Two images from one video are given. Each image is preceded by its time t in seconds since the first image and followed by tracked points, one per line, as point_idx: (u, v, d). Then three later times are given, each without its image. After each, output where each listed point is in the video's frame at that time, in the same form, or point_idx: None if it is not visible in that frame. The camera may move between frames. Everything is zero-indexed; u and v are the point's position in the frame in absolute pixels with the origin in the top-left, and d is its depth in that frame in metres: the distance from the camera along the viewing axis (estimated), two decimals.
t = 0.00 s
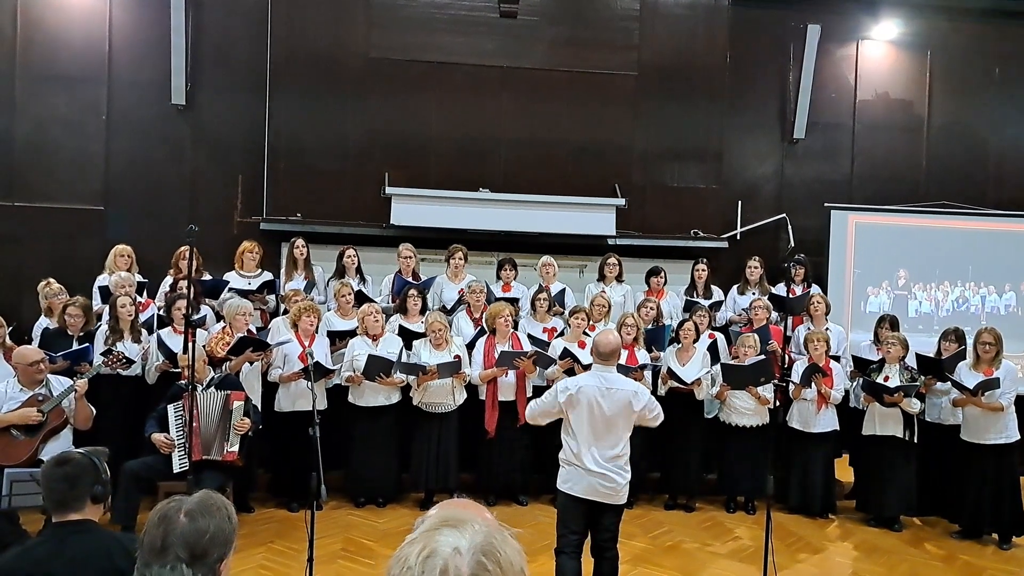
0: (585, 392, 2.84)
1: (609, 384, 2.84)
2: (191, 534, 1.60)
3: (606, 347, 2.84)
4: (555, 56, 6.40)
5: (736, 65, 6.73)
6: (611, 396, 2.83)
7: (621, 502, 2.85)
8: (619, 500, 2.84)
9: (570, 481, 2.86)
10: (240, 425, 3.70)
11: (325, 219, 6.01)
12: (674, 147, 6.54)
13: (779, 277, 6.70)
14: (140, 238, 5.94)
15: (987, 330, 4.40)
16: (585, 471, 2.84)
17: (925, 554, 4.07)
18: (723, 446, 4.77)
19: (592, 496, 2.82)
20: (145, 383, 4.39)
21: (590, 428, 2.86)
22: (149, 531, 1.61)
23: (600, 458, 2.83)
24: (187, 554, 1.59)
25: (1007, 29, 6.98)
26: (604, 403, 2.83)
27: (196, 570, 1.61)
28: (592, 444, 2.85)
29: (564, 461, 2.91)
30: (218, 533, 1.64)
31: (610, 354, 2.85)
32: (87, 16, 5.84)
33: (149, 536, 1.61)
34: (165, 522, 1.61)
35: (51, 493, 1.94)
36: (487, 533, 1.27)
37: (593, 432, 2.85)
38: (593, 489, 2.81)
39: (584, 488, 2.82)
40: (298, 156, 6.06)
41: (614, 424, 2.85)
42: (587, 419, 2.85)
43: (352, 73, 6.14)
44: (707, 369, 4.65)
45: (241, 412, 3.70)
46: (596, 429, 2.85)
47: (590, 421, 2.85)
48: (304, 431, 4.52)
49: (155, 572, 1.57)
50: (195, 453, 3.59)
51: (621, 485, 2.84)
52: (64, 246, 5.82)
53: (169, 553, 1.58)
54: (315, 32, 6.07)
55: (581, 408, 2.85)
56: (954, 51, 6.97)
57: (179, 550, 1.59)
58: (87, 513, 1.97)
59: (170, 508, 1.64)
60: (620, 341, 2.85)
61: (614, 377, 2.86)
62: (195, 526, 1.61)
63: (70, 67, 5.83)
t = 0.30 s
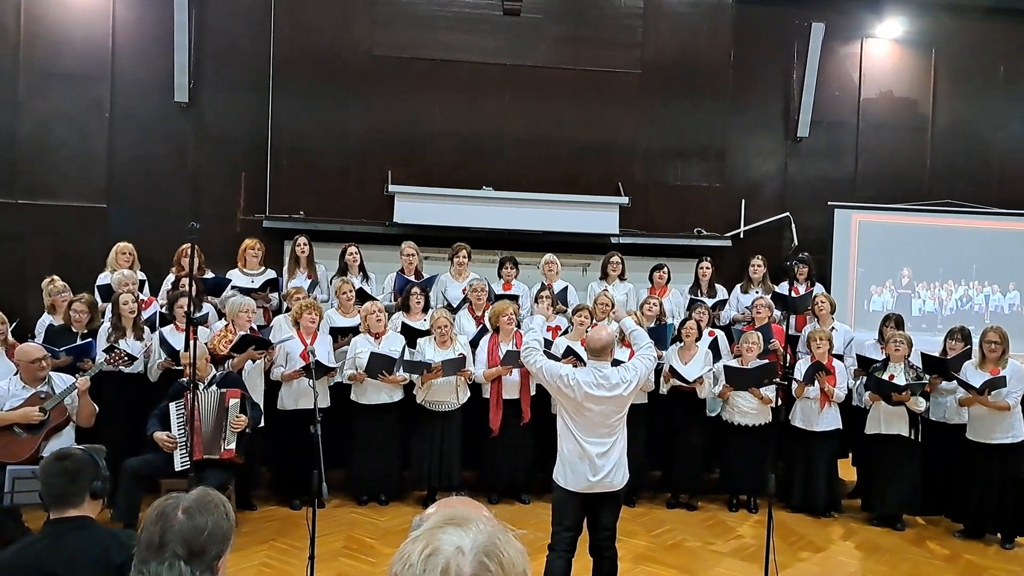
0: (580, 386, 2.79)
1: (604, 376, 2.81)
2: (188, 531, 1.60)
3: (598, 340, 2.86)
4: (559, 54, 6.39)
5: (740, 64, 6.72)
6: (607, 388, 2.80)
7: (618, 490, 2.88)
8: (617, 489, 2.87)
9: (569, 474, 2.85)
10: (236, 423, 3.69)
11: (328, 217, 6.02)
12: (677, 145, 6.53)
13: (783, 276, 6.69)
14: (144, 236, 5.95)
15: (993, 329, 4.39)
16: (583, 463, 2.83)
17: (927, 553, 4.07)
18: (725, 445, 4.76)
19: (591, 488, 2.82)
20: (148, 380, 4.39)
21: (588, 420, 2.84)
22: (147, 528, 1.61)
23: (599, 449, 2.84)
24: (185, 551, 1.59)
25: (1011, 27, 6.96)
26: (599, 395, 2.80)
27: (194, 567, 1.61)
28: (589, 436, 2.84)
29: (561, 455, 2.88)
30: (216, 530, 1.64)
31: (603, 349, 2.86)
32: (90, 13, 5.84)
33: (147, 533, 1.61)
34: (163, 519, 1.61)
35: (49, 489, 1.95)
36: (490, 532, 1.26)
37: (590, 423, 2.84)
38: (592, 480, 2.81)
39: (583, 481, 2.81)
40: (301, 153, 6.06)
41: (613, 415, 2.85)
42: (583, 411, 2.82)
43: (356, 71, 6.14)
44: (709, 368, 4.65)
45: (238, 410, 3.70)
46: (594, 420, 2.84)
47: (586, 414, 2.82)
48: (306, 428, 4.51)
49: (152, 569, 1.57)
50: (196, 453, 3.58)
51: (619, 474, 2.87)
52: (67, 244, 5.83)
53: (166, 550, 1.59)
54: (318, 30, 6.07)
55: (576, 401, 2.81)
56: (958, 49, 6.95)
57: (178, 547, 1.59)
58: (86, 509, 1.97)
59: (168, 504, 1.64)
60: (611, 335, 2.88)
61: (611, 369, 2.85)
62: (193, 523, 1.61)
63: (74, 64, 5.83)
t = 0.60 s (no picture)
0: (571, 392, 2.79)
1: (594, 381, 2.80)
2: (191, 528, 1.60)
3: (583, 344, 2.80)
4: (562, 53, 6.38)
5: (744, 63, 6.71)
6: (597, 394, 2.79)
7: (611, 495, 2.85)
8: (608, 496, 2.83)
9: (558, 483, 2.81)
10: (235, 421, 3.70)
11: (332, 216, 6.02)
12: (681, 143, 6.53)
13: (787, 275, 6.68)
14: (147, 234, 5.95)
15: (1001, 327, 4.39)
16: (571, 472, 2.80)
17: (930, 552, 4.06)
18: (729, 444, 4.76)
19: (580, 497, 2.79)
20: (152, 379, 4.40)
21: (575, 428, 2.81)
22: (149, 525, 1.61)
23: (586, 456, 2.80)
24: (188, 548, 1.59)
25: (1015, 26, 6.95)
26: (589, 401, 2.79)
27: (197, 565, 1.61)
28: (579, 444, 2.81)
29: (548, 464, 2.86)
30: (219, 528, 1.64)
31: (589, 350, 2.81)
32: (94, 12, 5.84)
33: (149, 530, 1.61)
34: (166, 516, 1.61)
35: (64, 479, 1.96)
36: (483, 529, 1.26)
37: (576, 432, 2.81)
38: (581, 489, 2.78)
39: (573, 490, 2.78)
40: (305, 152, 6.06)
41: (599, 421, 2.80)
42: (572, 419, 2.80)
43: (359, 70, 6.14)
44: (712, 367, 4.64)
45: (238, 407, 3.72)
46: (583, 428, 2.81)
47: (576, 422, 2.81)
48: (309, 427, 4.52)
49: (156, 566, 1.57)
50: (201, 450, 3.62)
51: (609, 480, 2.83)
52: (71, 242, 5.83)
53: (169, 548, 1.58)
54: (321, 28, 6.07)
55: (566, 408, 2.80)
56: (962, 47, 6.94)
57: (181, 545, 1.59)
58: (97, 504, 1.98)
59: (170, 502, 1.64)
60: (597, 337, 2.81)
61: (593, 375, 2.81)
62: (195, 521, 1.61)
63: (78, 63, 5.83)
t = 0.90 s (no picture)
0: (558, 398, 2.79)
1: (580, 383, 2.81)
2: (198, 526, 1.60)
3: (564, 345, 2.84)
4: (567, 51, 6.38)
5: (749, 61, 6.70)
6: (584, 396, 2.80)
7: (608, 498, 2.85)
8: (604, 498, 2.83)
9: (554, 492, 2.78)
10: (240, 418, 3.70)
11: (337, 214, 6.02)
12: (686, 142, 6.53)
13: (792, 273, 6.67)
14: (153, 232, 5.95)
15: (1008, 326, 4.38)
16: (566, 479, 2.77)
17: (935, 551, 4.06)
18: (734, 442, 4.76)
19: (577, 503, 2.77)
20: (158, 377, 4.40)
21: (566, 433, 2.78)
22: (156, 524, 1.61)
23: (579, 461, 2.79)
24: (196, 546, 1.60)
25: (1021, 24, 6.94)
26: (578, 405, 2.79)
27: (205, 563, 1.61)
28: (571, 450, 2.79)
29: (542, 472, 2.83)
30: (226, 526, 1.64)
31: (570, 350, 2.85)
32: (99, 10, 5.84)
33: (156, 528, 1.61)
34: (173, 514, 1.61)
35: (80, 476, 1.98)
36: (480, 525, 1.25)
37: (566, 437, 2.78)
38: (577, 494, 2.76)
39: (570, 496, 2.76)
40: (310, 150, 6.07)
41: (590, 424, 2.80)
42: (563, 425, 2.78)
43: (365, 68, 6.15)
44: (718, 366, 4.65)
45: (242, 405, 3.72)
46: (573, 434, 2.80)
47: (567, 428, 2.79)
48: (315, 425, 4.52)
49: (164, 564, 1.58)
50: (207, 448, 3.64)
51: (605, 482, 2.83)
52: (77, 241, 5.84)
53: (178, 545, 1.59)
54: (327, 27, 6.07)
55: (555, 415, 2.78)
56: (968, 46, 6.92)
57: (188, 543, 1.59)
58: (110, 500, 2.02)
59: (177, 500, 1.64)
60: (578, 337, 2.86)
61: (577, 377, 2.83)
62: (203, 519, 1.61)
63: (83, 61, 5.83)
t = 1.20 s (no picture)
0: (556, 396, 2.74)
1: (580, 381, 2.75)
2: (207, 523, 1.60)
3: (566, 344, 2.78)
4: (571, 48, 6.38)
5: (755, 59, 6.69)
6: (583, 395, 2.73)
7: (609, 495, 2.81)
8: (605, 495, 2.79)
9: (552, 487, 2.79)
10: (245, 415, 3.69)
11: (341, 211, 6.03)
12: (691, 140, 6.53)
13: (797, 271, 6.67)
14: (157, 229, 5.95)
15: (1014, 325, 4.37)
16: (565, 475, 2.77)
17: (940, 549, 4.06)
18: (739, 440, 4.76)
19: (575, 500, 2.77)
20: (163, 374, 4.41)
21: (564, 429, 2.77)
22: (164, 520, 1.61)
23: (577, 457, 2.78)
24: (205, 543, 1.59)
25: None
26: (576, 403, 2.73)
27: (213, 560, 1.61)
28: (570, 447, 2.78)
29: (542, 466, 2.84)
30: (235, 523, 1.64)
31: (573, 349, 2.79)
32: (104, 7, 5.84)
33: (164, 525, 1.60)
34: (181, 512, 1.61)
35: (92, 472, 1.99)
36: (478, 522, 1.24)
37: (565, 433, 2.77)
38: (574, 491, 2.75)
39: (567, 494, 2.76)
40: (315, 148, 6.08)
41: (588, 422, 2.77)
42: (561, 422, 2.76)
43: (369, 66, 6.15)
44: (722, 364, 4.64)
45: (246, 401, 3.70)
46: (573, 431, 2.77)
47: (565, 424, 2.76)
48: (321, 422, 4.53)
49: (174, 561, 1.57)
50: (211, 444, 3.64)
51: (605, 480, 2.79)
52: (82, 237, 5.84)
53: (187, 543, 1.58)
54: (332, 25, 6.08)
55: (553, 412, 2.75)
56: (974, 44, 6.91)
57: (197, 539, 1.59)
58: (119, 496, 2.02)
59: (184, 497, 1.63)
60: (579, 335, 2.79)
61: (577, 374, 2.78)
62: (211, 516, 1.61)
63: (88, 57, 5.83)
